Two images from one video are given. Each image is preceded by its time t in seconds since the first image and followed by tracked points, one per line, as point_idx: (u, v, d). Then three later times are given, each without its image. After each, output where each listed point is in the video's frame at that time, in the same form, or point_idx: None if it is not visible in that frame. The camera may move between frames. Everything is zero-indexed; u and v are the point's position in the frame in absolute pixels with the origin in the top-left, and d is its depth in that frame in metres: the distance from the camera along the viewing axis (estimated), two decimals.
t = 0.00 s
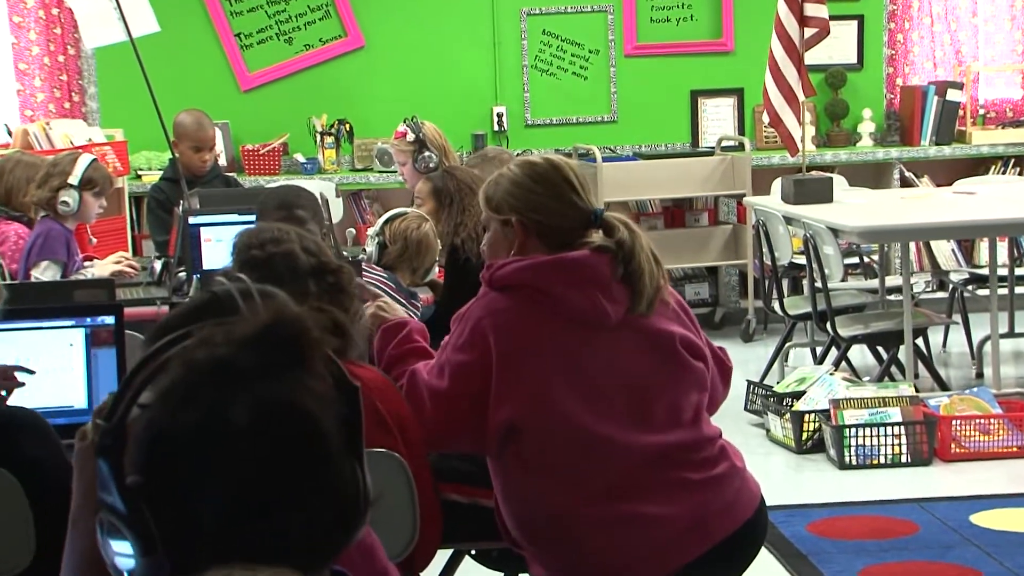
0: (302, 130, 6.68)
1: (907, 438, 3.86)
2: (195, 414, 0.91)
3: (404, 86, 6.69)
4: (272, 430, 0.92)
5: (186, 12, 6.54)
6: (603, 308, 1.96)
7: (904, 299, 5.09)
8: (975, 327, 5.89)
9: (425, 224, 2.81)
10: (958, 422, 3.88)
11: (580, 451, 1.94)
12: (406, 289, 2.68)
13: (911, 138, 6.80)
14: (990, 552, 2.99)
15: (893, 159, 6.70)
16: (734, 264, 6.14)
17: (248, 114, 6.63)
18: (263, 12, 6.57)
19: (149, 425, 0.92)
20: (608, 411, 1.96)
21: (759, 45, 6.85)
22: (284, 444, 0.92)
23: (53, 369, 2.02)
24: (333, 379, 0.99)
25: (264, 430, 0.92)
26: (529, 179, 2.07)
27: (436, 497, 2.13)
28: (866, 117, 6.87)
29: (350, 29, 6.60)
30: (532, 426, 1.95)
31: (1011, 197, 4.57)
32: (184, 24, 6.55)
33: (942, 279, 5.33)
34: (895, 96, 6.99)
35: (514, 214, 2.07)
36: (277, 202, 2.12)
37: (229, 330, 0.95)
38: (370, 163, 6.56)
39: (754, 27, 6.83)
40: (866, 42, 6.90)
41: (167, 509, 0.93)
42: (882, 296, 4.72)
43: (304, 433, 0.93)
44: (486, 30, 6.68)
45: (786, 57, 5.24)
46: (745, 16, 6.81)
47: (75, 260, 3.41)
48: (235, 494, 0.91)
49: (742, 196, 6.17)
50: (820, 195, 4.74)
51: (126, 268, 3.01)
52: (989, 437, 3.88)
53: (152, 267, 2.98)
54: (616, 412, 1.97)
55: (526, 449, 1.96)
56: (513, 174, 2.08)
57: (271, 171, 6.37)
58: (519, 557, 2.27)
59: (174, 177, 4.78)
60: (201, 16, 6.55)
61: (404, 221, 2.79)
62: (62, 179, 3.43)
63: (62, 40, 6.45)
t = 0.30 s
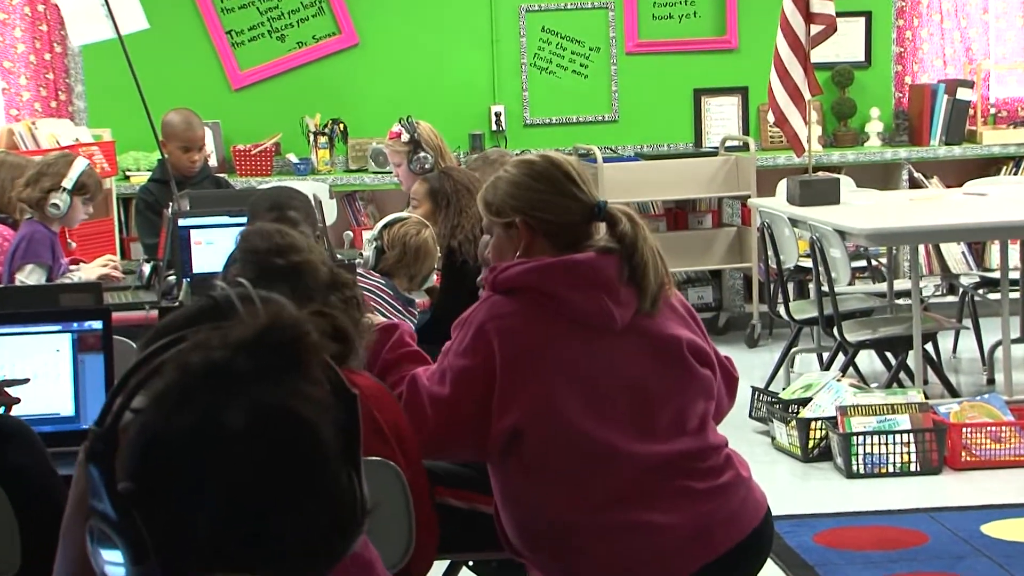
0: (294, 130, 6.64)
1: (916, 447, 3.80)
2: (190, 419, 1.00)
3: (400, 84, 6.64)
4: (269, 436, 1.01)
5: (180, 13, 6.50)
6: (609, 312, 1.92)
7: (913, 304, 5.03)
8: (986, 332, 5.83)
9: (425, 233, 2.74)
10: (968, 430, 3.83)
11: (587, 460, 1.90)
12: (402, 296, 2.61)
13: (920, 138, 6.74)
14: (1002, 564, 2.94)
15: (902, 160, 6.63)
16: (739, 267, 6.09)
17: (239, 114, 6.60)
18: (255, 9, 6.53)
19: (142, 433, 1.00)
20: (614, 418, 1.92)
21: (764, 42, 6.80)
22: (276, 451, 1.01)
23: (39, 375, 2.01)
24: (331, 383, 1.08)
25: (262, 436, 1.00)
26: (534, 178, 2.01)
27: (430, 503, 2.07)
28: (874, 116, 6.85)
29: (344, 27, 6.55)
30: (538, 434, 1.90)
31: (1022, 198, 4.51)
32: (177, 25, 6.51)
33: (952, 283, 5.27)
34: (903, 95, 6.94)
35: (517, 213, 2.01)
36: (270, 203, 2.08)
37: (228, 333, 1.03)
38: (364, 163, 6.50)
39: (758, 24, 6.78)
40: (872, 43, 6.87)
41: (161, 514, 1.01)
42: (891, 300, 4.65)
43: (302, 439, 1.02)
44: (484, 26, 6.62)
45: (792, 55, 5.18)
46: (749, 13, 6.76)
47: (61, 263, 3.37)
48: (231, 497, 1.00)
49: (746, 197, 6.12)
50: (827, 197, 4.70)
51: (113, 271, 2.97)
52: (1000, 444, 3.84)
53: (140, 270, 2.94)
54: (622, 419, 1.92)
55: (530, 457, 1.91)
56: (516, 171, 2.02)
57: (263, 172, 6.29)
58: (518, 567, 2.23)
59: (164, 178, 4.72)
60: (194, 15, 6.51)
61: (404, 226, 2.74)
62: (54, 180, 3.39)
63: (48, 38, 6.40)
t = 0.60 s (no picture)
0: (284, 128, 6.58)
1: (923, 454, 3.76)
2: (186, 424, 1.02)
3: (396, 81, 6.59)
4: (265, 438, 1.03)
5: (169, 9, 6.46)
6: (608, 315, 1.87)
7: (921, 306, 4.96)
8: (995, 336, 5.76)
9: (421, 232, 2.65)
10: (977, 436, 3.76)
11: (586, 466, 1.85)
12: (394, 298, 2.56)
13: (928, 137, 6.68)
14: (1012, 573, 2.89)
15: (909, 159, 6.56)
16: (741, 269, 6.06)
17: (228, 111, 6.53)
18: (246, 4, 6.48)
19: (132, 438, 1.01)
20: (613, 423, 1.86)
21: (766, 40, 6.75)
22: (274, 454, 1.03)
23: (23, 379, 2.01)
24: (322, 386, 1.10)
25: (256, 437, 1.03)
26: (532, 178, 1.96)
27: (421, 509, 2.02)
28: (880, 113, 6.78)
29: (336, 22, 6.50)
30: (536, 440, 1.85)
31: None
32: (167, 22, 6.46)
33: (960, 285, 5.21)
34: (911, 91, 6.88)
35: (515, 214, 1.96)
36: (258, 205, 2.02)
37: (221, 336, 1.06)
38: (358, 162, 6.42)
39: (761, 20, 6.72)
40: (878, 39, 6.80)
41: (155, 519, 1.03)
42: (897, 303, 4.59)
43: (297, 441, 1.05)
44: (480, 21, 6.56)
45: (796, 51, 5.13)
46: (751, 9, 6.70)
47: (44, 264, 3.32)
48: (228, 501, 1.03)
49: (749, 196, 6.05)
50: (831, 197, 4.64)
51: (97, 274, 2.92)
52: (1009, 451, 3.77)
53: (125, 272, 2.90)
54: (622, 424, 1.87)
55: (527, 462, 1.86)
56: (513, 172, 1.97)
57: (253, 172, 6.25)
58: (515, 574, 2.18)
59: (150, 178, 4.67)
60: (183, 14, 6.47)
61: (397, 227, 2.63)
62: (41, 180, 3.33)
63: (32, 33, 6.34)
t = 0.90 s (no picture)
0: (274, 125, 6.48)
1: (934, 460, 3.69)
2: (194, 425, 1.08)
3: (392, 76, 6.51)
4: (273, 441, 1.08)
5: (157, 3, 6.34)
6: (608, 319, 1.82)
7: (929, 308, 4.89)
8: (1007, 340, 5.70)
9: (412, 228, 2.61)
10: (988, 442, 3.70)
11: (587, 474, 1.80)
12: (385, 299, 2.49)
13: (938, 135, 6.63)
14: None
15: (917, 157, 6.48)
16: (745, 270, 6.00)
17: (217, 106, 6.43)
18: None
19: (135, 437, 1.08)
20: (614, 430, 1.82)
21: (772, 33, 6.71)
22: (276, 457, 1.08)
23: (5, 384, 1.97)
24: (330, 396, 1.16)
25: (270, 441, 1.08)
26: (529, 176, 1.90)
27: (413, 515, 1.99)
28: (889, 111, 6.72)
29: (329, 17, 6.41)
30: (535, 447, 1.80)
31: None
32: (154, 16, 6.35)
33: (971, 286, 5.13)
34: (920, 88, 6.82)
35: (512, 214, 1.90)
36: (249, 203, 2.01)
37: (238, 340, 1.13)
38: (351, 160, 6.33)
39: (765, 14, 6.67)
40: (888, 35, 6.73)
41: (153, 518, 1.09)
42: (907, 305, 4.53)
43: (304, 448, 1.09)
44: (476, 15, 6.48)
45: (801, 46, 5.08)
46: (756, 4, 6.65)
47: (29, 263, 3.27)
48: (229, 502, 1.07)
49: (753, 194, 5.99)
50: (837, 194, 4.59)
51: (82, 275, 2.87)
52: (1020, 458, 3.72)
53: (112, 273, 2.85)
54: (622, 431, 1.82)
55: (526, 470, 1.81)
56: (511, 170, 1.91)
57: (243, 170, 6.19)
58: None
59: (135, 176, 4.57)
60: (171, 8, 6.35)
61: (385, 224, 2.59)
62: (29, 177, 3.29)
63: (16, 27, 6.24)
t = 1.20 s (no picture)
0: (264, 122, 6.38)
1: (946, 468, 3.63)
2: (196, 420, 1.13)
3: (385, 72, 6.40)
4: (274, 435, 1.15)
5: None
6: (608, 322, 1.76)
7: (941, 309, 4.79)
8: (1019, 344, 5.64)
9: (406, 229, 2.56)
10: (1002, 449, 3.65)
11: (589, 483, 1.74)
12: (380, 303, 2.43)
13: (950, 132, 6.51)
14: None
15: (929, 155, 6.43)
16: (751, 271, 5.93)
17: (202, 100, 6.31)
18: None
19: (136, 435, 1.13)
20: (615, 437, 1.76)
21: (777, 26, 6.60)
22: (277, 457, 1.15)
23: None
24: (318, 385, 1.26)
25: (271, 434, 1.15)
26: (526, 175, 1.84)
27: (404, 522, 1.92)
28: (899, 106, 6.61)
29: (320, 10, 6.31)
30: (533, 455, 1.73)
31: None
32: (140, 9, 6.23)
33: (985, 289, 5.07)
34: (931, 83, 6.71)
35: (508, 214, 1.84)
36: (235, 203, 1.95)
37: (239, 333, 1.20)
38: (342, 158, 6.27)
39: (769, 7, 6.56)
40: (898, 29, 6.64)
41: (152, 517, 1.14)
42: (918, 308, 4.47)
43: (302, 443, 1.17)
44: (473, 9, 6.38)
45: (808, 39, 5.02)
46: None
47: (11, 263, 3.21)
48: (229, 502, 1.13)
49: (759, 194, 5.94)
50: (845, 193, 4.53)
51: (65, 276, 2.80)
52: None
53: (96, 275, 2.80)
54: (625, 436, 1.77)
55: (525, 479, 1.75)
56: (507, 168, 1.85)
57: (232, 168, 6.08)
58: None
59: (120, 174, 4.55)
60: None
61: (380, 225, 2.52)
62: (15, 175, 3.24)
63: None
